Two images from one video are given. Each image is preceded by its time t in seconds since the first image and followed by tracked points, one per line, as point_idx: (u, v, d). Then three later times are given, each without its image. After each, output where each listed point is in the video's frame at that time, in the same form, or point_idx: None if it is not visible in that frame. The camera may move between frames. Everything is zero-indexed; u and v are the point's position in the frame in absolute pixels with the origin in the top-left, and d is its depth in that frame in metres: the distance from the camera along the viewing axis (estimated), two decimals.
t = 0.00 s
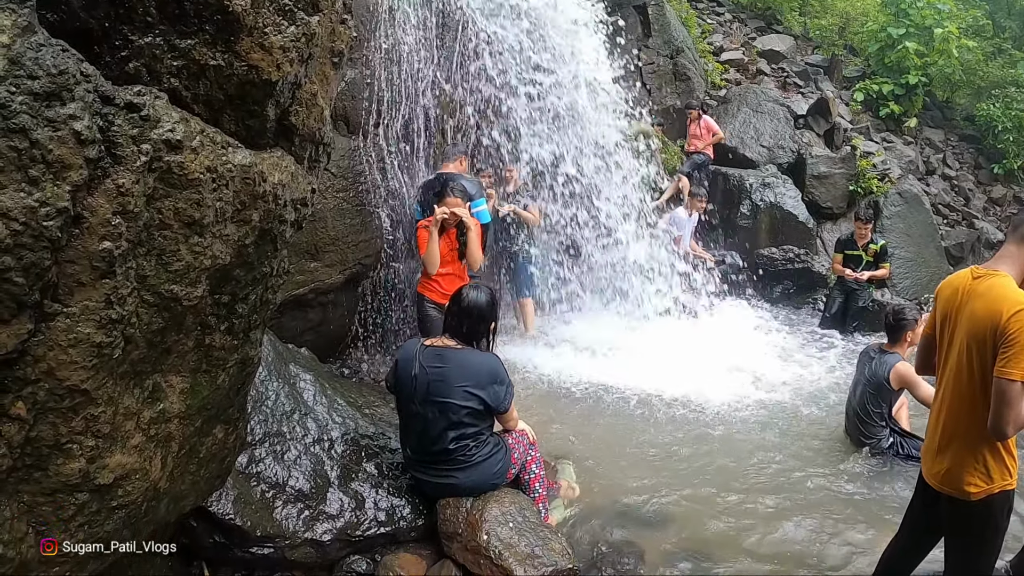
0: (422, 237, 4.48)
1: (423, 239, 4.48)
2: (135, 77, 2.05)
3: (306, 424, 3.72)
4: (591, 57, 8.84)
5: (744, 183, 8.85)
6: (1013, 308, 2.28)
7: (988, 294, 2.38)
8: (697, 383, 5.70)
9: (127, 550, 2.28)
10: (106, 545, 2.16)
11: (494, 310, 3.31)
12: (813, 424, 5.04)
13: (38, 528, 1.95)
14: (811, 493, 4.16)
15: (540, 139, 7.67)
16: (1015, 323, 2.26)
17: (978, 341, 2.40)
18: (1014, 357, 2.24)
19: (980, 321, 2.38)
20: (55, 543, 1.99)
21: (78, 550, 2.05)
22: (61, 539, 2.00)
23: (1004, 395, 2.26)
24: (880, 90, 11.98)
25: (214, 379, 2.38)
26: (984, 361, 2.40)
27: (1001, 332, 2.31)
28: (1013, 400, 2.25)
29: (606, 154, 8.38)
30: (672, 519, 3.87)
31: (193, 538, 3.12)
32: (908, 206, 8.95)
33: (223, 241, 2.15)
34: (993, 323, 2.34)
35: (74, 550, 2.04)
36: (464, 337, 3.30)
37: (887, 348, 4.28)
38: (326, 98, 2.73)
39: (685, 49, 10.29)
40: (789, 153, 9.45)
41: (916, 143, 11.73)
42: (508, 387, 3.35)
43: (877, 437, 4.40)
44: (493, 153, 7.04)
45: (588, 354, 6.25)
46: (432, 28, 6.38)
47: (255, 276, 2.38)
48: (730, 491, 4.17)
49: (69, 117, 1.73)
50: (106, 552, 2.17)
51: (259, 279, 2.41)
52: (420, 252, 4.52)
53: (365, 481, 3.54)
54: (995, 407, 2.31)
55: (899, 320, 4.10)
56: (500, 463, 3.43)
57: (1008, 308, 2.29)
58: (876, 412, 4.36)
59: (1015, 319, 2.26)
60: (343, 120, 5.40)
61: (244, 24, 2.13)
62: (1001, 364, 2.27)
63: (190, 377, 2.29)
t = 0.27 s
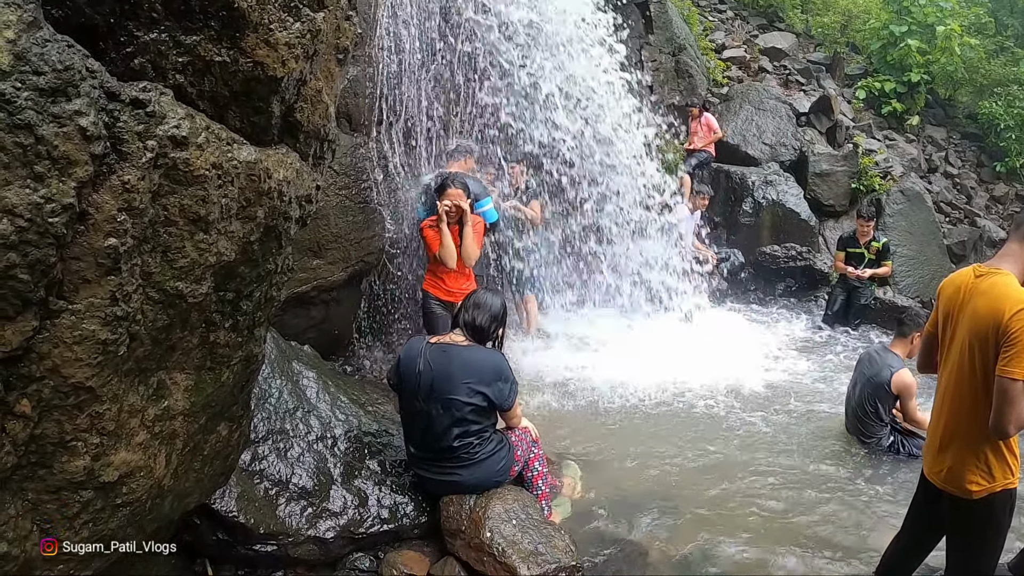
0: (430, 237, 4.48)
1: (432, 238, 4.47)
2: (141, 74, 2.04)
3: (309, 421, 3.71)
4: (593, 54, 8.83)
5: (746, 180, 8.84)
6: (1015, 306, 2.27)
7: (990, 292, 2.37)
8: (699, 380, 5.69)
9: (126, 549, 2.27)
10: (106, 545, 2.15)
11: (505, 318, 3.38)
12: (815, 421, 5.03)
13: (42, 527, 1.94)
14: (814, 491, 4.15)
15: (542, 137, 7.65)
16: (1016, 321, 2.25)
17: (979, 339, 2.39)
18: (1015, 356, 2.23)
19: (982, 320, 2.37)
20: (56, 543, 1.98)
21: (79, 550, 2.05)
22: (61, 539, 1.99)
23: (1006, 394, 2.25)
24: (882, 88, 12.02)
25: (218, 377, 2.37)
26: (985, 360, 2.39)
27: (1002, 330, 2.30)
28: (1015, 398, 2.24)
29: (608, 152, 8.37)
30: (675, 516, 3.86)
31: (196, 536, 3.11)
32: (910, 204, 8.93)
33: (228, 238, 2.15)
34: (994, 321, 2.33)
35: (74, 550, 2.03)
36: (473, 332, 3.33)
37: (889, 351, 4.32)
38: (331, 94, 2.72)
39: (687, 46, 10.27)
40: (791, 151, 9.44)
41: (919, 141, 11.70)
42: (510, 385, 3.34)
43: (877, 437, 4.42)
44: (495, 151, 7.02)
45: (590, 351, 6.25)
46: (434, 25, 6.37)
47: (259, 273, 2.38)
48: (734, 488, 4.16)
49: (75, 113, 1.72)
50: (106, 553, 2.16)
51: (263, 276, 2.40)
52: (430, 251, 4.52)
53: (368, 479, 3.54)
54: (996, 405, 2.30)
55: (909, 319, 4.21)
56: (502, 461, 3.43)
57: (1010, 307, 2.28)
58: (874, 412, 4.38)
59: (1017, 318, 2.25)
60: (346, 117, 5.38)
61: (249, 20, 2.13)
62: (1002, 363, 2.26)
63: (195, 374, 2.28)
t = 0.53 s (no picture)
0: (430, 235, 4.48)
1: (431, 237, 4.48)
2: (142, 72, 2.04)
3: (309, 421, 3.71)
4: (592, 52, 8.82)
5: (744, 178, 8.85)
6: (1014, 302, 2.27)
7: (988, 289, 2.37)
8: (699, 377, 5.70)
9: (128, 549, 2.26)
10: (107, 544, 2.14)
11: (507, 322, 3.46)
12: (815, 419, 5.03)
13: (44, 527, 1.94)
14: (814, 488, 4.15)
15: (540, 135, 7.64)
16: (1015, 318, 2.25)
17: (978, 336, 2.39)
18: (1014, 353, 2.23)
19: (980, 316, 2.37)
20: (56, 543, 1.98)
21: (80, 550, 2.04)
22: (61, 538, 1.99)
23: (1005, 390, 2.25)
24: (880, 85, 12.00)
25: (220, 375, 2.37)
26: (984, 356, 2.39)
27: (1000, 327, 2.30)
28: (1014, 395, 2.24)
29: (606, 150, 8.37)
30: (675, 513, 3.87)
31: (196, 536, 3.10)
32: (909, 201, 8.94)
33: (229, 236, 2.15)
34: (993, 318, 2.33)
35: (74, 549, 2.03)
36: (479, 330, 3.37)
37: (893, 348, 4.33)
38: (331, 92, 2.72)
39: (684, 44, 10.26)
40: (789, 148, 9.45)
41: (917, 138, 11.71)
42: (511, 383, 3.34)
43: (879, 433, 4.43)
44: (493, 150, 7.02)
45: (590, 349, 6.25)
46: (432, 24, 6.36)
47: (260, 272, 2.37)
48: (734, 485, 4.17)
49: (76, 111, 1.72)
50: (106, 552, 2.15)
51: (264, 274, 2.40)
52: (430, 250, 4.52)
53: (369, 477, 3.54)
54: (994, 402, 2.30)
55: (910, 316, 4.20)
56: (503, 459, 3.42)
57: (1009, 303, 2.28)
58: (877, 408, 4.37)
59: (1015, 315, 2.25)
60: (344, 116, 5.38)
61: (249, 18, 2.12)
62: (1001, 360, 2.26)
63: (196, 373, 2.28)
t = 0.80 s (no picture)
0: (424, 238, 4.46)
1: (426, 240, 4.46)
2: (135, 75, 2.04)
3: (303, 423, 3.71)
4: (585, 53, 8.84)
5: (737, 178, 8.89)
6: (1005, 302, 2.28)
7: (979, 288, 2.39)
8: (693, 377, 5.73)
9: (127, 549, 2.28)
10: (106, 545, 2.15)
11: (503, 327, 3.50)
12: (808, 418, 5.06)
13: (39, 530, 1.94)
14: (807, 487, 4.17)
15: (534, 136, 7.66)
16: (1006, 317, 2.26)
17: (970, 334, 2.41)
18: (1006, 352, 2.24)
19: (972, 315, 2.39)
20: (55, 543, 1.98)
21: (80, 550, 2.05)
22: (60, 539, 1.99)
23: (998, 389, 2.27)
24: (872, 85, 12.07)
25: (214, 378, 2.37)
26: (976, 356, 2.41)
27: (992, 326, 2.32)
28: (1006, 393, 2.26)
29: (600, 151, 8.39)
30: (669, 512, 3.89)
31: (191, 538, 3.10)
32: (901, 200, 8.98)
33: (223, 239, 2.15)
34: (984, 316, 2.35)
35: (74, 550, 2.04)
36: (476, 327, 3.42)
37: (887, 346, 4.33)
38: (325, 95, 2.72)
39: (677, 45, 10.30)
40: (782, 148, 9.49)
41: (909, 138, 11.76)
42: (507, 384, 3.35)
43: (874, 431, 4.42)
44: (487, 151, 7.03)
45: (584, 349, 6.27)
46: (425, 25, 6.36)
47: (254, 274, 2.38)
48: (728, 485, 4.18)
49: (69, 115, 1.72)
50: (106, 552, 2.16)
51: (258, 277, 2.40)
52: (423, 253, 4.48)
53: (364, 479, 3.54)
54: (987, 401, 2.32)
55: (900, 314, 4.19)
56: (499, 459, 3.43)
57: (1000, 302, 2.30)
58: (872, 405, 4.37)
59: (1006, 313, 2.27)
60: (337, 118, 5.37)
61: (243, 21, 2.12)
62: (993, 358, 2.28)
63: (190, 376, 2.28)
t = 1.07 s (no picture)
0: (422, 247, 4.50)
1: (424, 249, 4.51)
2: (133, 83, 2.05)
3: (300, 428, 3.72)
4: (580, 58, 8.88)
5: (733, 182, 8.92)
6: (998, 305, 2.31)
7: (972, 291, 2.41)
8: (689, 380, 5.76)
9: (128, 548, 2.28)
10: (107, 544, 2.15)
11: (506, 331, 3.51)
12: (804, 421, 5.08)
13: (38, 535, 1.95)
14: (802, 489, 4.20)
15: (530, 141, 7.69)
16: (1000, 320, 2.29)
17: (963, 337, 2.43)
18: (1000, 355, 2.27)
19: (965, 318, 2.41)
20: (55, 543, 1.99)
21: (79, 550, 2.05)
22: (61, 539, 2.00)
23: (992, 391, 2.29)
24: (867, 88, 12.14)
25: (211, 384, 2.38)
26: (969, 358, 2.44)
27: (985, 328, 2.34)
28: (1000, 396, 2.29)
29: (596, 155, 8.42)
30: (667, 516, 3.90)
31: (188, 544, 3.10)
32: (896, 203, 9.02)
33: (220, 246, 2.16)
34: (978, 319, 2.37)
35: (74, 550, 2.04)
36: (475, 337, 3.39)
37: (878, 346, 4.32)
38: (321, 102, 2.75)
39: (673, 49, 10.36)
40: (777, 152, 9.51)
41: (904, 141, 11.83)
42: (504, 388, 3.37)
43: (870, 433, 4.45)
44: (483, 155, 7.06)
45: (581, 353, 6.29)
46: (421, 31, 6.39)
47: (251, 280, 2.39)
48: (724, 487, 4.20)
49: (69, 123, 1.73)
50: (106, 552, 2.16)
51: (255, 283, 2.42)
52: (421, 262, 4.53)
53: (360, 484, 3.55)
54: (981, 403, 2.34)
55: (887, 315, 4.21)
56: (495, 464, 3.45)
57: (993, 305, 2.33)
58: (868, 407, 4.41)
59: (1000, 316, 2.29)
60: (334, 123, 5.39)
61: (240, 29, 2.14)
62: (987, 361, 2.30)
63: (187, 382, 2.29)
